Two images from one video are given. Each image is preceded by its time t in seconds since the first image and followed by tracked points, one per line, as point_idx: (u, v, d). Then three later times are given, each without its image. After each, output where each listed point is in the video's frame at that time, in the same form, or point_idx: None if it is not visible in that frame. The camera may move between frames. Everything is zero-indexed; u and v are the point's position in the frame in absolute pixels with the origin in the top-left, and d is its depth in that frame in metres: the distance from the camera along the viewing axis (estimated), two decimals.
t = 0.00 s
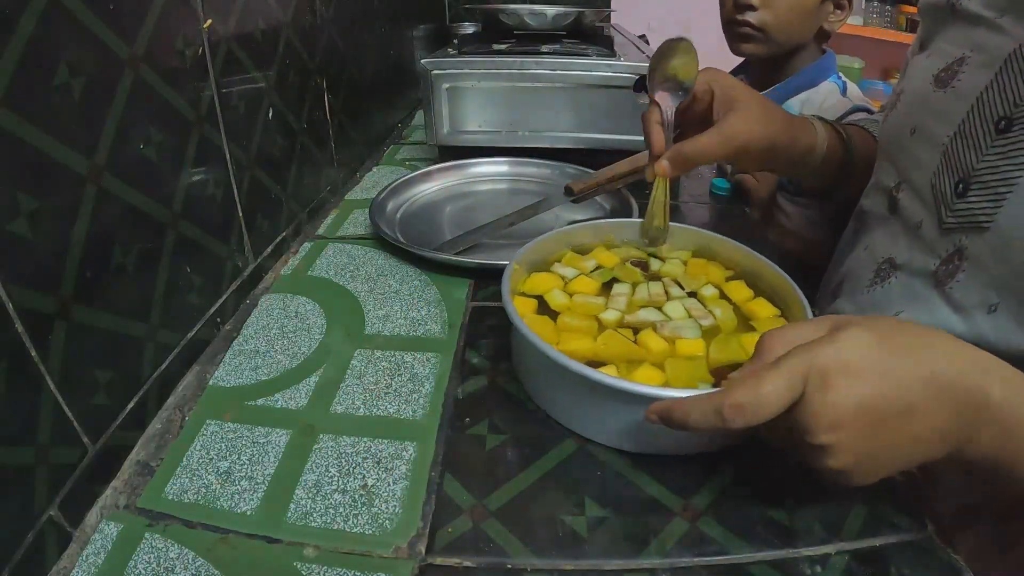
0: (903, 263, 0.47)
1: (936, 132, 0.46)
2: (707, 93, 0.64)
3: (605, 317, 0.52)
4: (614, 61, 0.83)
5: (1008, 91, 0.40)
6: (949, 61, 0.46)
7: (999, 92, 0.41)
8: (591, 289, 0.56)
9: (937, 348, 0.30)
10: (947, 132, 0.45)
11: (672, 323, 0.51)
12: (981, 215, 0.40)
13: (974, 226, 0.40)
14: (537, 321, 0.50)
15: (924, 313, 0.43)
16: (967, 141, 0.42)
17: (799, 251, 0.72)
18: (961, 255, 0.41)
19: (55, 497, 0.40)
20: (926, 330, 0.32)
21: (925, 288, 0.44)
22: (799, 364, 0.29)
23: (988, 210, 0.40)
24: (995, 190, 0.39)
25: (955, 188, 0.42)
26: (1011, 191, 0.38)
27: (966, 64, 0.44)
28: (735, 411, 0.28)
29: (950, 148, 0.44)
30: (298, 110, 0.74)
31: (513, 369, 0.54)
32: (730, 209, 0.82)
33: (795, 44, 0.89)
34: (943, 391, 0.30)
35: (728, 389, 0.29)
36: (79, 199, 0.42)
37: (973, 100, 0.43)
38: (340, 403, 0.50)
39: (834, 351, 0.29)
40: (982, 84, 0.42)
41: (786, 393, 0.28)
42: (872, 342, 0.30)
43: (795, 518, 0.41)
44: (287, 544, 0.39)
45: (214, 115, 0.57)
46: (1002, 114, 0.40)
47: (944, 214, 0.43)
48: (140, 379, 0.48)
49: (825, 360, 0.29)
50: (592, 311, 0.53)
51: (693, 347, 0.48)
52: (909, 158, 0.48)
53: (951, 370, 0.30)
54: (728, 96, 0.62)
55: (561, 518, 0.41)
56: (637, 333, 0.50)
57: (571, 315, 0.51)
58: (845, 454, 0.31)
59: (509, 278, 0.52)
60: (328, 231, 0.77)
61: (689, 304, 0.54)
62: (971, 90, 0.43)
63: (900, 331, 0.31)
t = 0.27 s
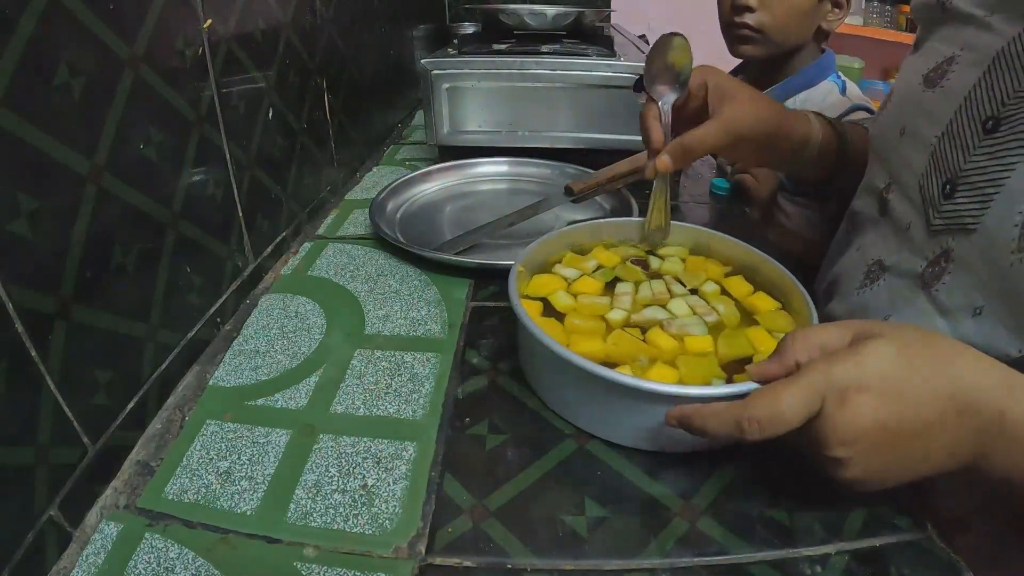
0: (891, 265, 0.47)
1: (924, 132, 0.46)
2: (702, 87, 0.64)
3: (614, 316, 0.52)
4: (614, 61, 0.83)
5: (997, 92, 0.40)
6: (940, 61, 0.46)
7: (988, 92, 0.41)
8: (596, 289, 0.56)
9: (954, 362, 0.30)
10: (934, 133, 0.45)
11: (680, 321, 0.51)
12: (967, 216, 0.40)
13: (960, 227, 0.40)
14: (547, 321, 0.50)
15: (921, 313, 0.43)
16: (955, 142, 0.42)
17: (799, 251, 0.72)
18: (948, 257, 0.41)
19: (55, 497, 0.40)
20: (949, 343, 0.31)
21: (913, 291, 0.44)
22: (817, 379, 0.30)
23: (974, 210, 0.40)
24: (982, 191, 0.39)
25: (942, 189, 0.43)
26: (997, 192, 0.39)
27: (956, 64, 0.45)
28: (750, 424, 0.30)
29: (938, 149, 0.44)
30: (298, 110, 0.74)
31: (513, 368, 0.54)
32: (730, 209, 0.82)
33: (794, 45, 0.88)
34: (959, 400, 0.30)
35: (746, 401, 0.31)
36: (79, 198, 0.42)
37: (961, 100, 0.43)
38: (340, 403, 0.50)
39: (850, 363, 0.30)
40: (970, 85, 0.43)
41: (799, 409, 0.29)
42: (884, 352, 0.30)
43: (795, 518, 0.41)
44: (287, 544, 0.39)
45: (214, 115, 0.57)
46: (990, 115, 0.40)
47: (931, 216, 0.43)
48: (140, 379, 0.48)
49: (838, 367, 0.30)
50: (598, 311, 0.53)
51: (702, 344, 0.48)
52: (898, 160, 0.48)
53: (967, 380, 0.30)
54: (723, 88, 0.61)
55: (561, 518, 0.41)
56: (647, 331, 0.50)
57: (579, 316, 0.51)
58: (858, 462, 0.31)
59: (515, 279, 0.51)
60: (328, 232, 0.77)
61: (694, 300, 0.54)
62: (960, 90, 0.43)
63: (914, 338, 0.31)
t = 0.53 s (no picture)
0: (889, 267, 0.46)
1: (916, 133, 0.46)
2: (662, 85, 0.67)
3: (614, 316, 0.52)
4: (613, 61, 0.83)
5: (987, 90, 0.41)
6: (933, 62, 0.47)
7: (978, 91, 0.41)
8: (596, 289, 0.56)
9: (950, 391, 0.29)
10: (926, 134, 0.45)
11: (681, 321, 0.51)
12: (957, 214, 0.40)
13: (951, 225, 0.40)
14: (547, 322, 0.50)
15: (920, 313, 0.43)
16: (946, 140, 0.43)
17: (799, 251, 0.72)
18: (939, 256, 0.41)
19: (55, 498, 0.40)
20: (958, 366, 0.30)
21: (904, 289, 0.44)
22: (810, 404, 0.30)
23: (964, 208, 0.40)
24: (971, 189, 0.39)
25: (933, 188, 0.43)
26: (987, 188, 0.39)
27: (948, 65, 0.45)
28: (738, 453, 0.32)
29: (929, 149, 0.44)
30: (298, 109, 0.74)
31: (513, 368, 0.54)
32: (730, 209, 0.82)
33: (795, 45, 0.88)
34: (978, 433, 0.28)
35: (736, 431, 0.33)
36: (79, 199, 0.42)
37: (952, 101, 0.43)
38: (340, 403, 0.50)
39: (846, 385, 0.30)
40: (962, 84, 0.43)
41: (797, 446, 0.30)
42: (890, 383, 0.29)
43: (796, 519, 0.41)
44: (287, 544, 0.40)
45: (214, 115, 0.57)
46: (980, 113, 0.41)
47: (922, 215, 0.43)
48: (140, 379, 0.48)
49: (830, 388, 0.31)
50: (599, 311, 0.53)
51: (702, 343, 0.48)
52: (892, 162, 0.48)
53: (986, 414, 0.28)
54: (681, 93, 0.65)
55: (561, 518, 0.41)
56: (647, 330, 0.50)
57: (580, 316, 0.51)
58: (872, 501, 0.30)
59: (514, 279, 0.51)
60: (328, 231, 0.77)
61: (694, 301, 0.54)
62: (952, 91, 0.44)
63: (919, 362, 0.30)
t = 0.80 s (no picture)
0: (884, 266, 0.47)
1: (914, 133, 0.46)
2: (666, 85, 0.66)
3: (614, 317, 0.52)
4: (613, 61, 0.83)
5: (985, 90, 0.41)
6: (932, 62, 0.47)
7: (976, 90, 0.41)
8: (597, 289, 0.55)
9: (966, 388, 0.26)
10: (924, 133, 0.45)
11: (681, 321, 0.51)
12: (957, 212, 0.40)
13: (951, 224, 0.40)
14: (547, 322, 0.50)
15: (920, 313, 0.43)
16: (944, 139, 0.43)
17: (799, 251, 0.72)
18: (939, 254, 0.41)
19: (55, 497, 0.40)
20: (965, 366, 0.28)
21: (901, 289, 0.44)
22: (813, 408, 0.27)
23: (964, 206, 0.40)
24: (970, 186, 0.39)
25: (932, 187, 0.43)
26: (986, 186, 0.39)
27: (947, 65, 0.45)
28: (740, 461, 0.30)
29: (928, 149, 0.44)
30: (298, 109, 0.74)
31: (513, 368, 0.54)
32: (730, 208, 0.82)
33: (796, 45, 0.88)
34: (1005, 443, 0.25)
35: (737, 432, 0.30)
36: (79, 198, 0.42)
37: (950, 100, 0.43)
38: (340, 403, 0.50)
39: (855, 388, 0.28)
40: (960, 84, 0.43)
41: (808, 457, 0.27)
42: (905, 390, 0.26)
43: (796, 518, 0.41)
44: (287, 544, 0.39)
45: (214, 115, 0.57)
46: (978, 112, 0.41)
47: (921, 214, 0.43)
48: (140, 379, 0.48)
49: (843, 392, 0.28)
50: (599, 311, 0.53)
51: (702, 343, 0.48)
52: (889, 160, 0.48)
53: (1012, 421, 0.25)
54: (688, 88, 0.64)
55: (561, 518, 0.41)
56: (647, 331, 0.50)
57: (580, 316, 0.51)
58: (892, 533, 0.26)
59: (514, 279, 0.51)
60: (328, 231, 0.77)
61: (694, 301, 0.54)
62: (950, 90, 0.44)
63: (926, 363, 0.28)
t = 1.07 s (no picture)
0: (886, 258, 0.47)
1: (921, 125, 0.46)
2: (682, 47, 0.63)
3: (614, 317, 0.52)
4: (613, 61, 0.83)
5: (993, 82, 0.41)
6: (941, 55, 0.47)
7: (985, 83, 0.42)
8: (597, 289, 0.55)
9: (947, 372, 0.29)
10: (931, 126, 0.45)
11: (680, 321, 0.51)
12: (963, 201, 0.41)
13: (957, 213, 0.41)
14: (547, 322, 0.50)
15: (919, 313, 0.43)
16: (951, 131, 0.43)
17: (798, 252, 0.72)
18: (943, 242, 0.42)
19: (55, 497, 0.40)
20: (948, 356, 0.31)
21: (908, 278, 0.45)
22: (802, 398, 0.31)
23: (969, 196, 0.41)
24: (977, 176, 0.40)
25: (939, 177, 0.43)
26: (992, 176, 0.39)
27: (956, 58, 0.45)
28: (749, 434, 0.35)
29: (935, 140, 0.45)
30: (298, 109, 0.74)
31: (513, 369, 0.54)
32: (729, 209, 0.82)
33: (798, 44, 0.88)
34: (976, 424, 0.28)
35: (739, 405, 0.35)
36: (79, 198, 0.42)
37: (958, 93, 0.44)
38: (340, 403, 0.50)
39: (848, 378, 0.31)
40: (968, 77, 0.43)
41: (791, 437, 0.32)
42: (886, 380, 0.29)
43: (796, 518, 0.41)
44: (287, 544, 0.40)
45: (214, 115, 0.57)
46: (985, 104, 0.41)
47: (926, 203, 0.44)
48: (140, 379, 0.48)
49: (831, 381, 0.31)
50: (599, 311, 0.53)
51: (702, 343, 0.48)
52: (894, 153, 0.49)
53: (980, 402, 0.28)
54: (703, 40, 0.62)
55: (561, 518, 0.41)
56: (647, 331, 0.50)
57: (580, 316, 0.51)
58: (873, 504, 0.29)
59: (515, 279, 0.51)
60: (328, 231, 0.77)
61: (693, 302, 0.54)
62: (958, 84, 0.44)
63: (906, 353, 0.31)
